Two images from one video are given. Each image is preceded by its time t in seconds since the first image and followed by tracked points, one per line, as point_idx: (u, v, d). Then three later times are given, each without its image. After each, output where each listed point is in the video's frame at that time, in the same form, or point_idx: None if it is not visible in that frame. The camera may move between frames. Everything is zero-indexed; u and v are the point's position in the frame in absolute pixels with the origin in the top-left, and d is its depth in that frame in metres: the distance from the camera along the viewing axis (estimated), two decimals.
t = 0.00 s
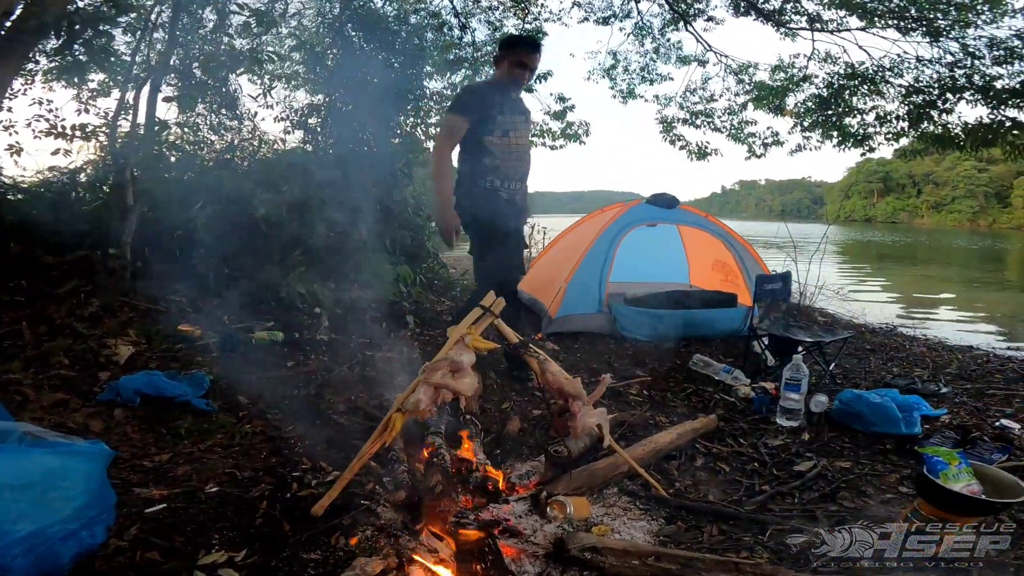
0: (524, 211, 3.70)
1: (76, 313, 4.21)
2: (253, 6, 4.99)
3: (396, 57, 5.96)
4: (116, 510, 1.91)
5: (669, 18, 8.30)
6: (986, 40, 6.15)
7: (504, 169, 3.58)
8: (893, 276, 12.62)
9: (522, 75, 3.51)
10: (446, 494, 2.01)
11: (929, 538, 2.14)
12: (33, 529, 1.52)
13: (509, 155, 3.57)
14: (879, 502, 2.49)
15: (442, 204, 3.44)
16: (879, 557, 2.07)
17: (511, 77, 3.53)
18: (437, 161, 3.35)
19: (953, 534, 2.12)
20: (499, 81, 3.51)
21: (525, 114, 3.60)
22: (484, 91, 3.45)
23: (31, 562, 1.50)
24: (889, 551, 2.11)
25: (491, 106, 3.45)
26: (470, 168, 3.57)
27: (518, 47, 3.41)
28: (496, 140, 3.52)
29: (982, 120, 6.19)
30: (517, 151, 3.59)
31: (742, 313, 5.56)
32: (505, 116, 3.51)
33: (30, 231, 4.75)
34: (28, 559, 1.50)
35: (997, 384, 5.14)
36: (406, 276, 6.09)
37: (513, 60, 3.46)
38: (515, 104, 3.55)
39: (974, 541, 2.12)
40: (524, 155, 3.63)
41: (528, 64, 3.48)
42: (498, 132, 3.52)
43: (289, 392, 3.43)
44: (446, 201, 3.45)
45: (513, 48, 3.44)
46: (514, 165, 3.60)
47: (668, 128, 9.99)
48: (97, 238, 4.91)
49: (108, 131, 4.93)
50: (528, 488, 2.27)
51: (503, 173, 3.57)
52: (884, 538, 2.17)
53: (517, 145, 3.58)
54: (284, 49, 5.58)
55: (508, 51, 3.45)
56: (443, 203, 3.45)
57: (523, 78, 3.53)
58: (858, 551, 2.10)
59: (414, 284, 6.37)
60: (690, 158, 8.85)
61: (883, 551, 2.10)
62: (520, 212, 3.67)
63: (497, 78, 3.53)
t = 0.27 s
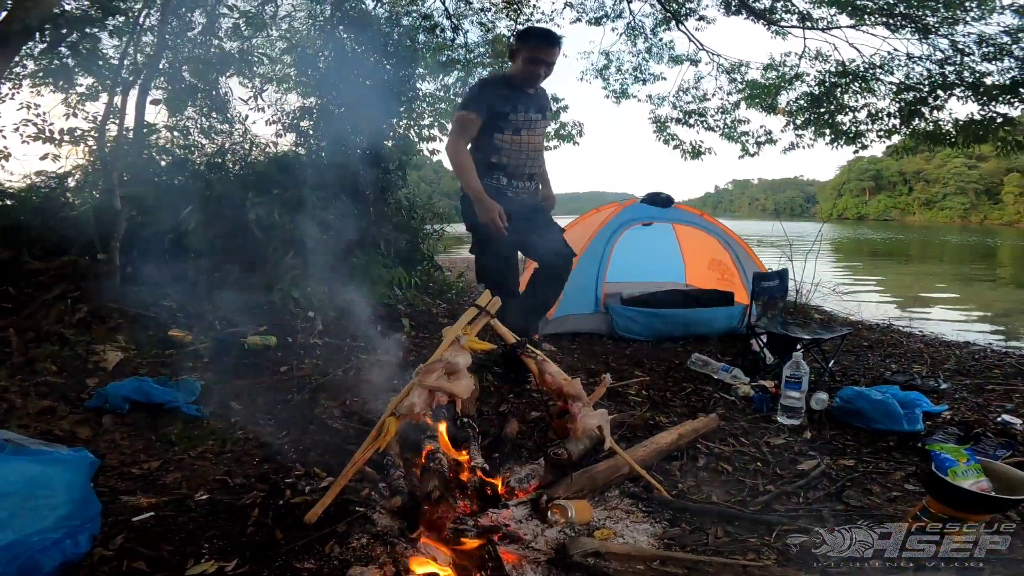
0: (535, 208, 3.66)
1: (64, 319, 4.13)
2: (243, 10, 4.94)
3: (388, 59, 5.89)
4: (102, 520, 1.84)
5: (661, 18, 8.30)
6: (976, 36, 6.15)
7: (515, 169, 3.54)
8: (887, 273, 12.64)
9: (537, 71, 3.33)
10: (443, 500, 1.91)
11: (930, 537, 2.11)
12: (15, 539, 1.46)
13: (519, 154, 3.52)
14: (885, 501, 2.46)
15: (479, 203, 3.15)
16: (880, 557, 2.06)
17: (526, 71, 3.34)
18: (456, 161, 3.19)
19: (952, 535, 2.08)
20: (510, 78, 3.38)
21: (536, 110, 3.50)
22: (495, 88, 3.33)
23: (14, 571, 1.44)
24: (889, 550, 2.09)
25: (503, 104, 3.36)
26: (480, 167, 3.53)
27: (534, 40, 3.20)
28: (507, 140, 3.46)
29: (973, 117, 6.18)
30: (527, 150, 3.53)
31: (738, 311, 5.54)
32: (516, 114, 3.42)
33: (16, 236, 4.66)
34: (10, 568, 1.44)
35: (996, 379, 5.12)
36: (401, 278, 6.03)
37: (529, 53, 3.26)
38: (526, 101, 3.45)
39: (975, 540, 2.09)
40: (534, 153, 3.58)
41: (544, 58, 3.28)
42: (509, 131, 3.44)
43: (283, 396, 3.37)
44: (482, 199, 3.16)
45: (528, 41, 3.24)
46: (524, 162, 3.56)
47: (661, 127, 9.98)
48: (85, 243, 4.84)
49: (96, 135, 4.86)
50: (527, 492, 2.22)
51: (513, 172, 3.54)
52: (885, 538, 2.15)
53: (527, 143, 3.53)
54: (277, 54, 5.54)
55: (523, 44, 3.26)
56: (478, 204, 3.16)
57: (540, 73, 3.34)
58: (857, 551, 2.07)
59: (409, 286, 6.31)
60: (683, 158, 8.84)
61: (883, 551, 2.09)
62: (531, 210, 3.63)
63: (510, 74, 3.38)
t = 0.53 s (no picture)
0: (545, 210, 3.55)
1: (57, 315, 4.09)
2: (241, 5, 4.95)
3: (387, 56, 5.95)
4: (92, 517, 1.80)
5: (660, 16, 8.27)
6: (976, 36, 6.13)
7: (522, 167, 3.47)
8: (885, 272, 12.64)
9: (552, 70, 3.23)
10: (441, 497, 1.88)
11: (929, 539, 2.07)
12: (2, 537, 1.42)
13: (529, 153, 3.44)
14: (887, 499, 2.45)
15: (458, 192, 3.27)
16: (879, 557, 2.04)
17: (544, 70, 3.24)
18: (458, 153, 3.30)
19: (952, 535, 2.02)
20: (525, 77, 3.34)
21: (553, 111, 3.40)
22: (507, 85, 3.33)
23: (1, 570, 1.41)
24: (889, 550, 2.08)
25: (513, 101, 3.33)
26: (487, 162, 3.55)
27: (548, 39, 3.10)
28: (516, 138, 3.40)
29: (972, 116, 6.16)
30: (537, 150, 3.45)
31: (736, 309, 5.51)
32: (528, 112, 3.37)
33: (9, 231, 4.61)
34: None
35: (995, 377, 5.11)
36: (399, 275, 5.99)
37: (544, 51, 3.17)
38: (541, 100, 3.37)
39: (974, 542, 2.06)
40: (547, 153, 3.48)
41: (559, 57, 3.17)
42: (519, 128, 3.39)
43: (278, 393, 3.33)
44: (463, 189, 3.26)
45: (543, 39, 3.15)
46: (536, 162, 3.48)
47: (659, 126, 9.95)
48: (79, 239, 4.79)
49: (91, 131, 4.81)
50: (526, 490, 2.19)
51: (520, 171, 3.48)
52: (884, 538, 2.13)
53: (539, 143, 3.44)
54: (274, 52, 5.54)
55: (539, 42, 3.18)
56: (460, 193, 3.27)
57: (556, 72, 3.23)
58: (858, 552, 2.06)
59: (407, 283, 6.28)
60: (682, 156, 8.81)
61: (882, 551, 2.08)
62: (540, 211, 3.54)
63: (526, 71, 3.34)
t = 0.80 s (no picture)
0: (550, 216, 3.53)
1: (56, 319, 4.07)
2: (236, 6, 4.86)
3: (384, 57, 5.96)
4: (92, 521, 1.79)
5: (657, 17, 8.27)
6: (972, 34, 6.13)
7: (527, 171, 3.47)
8: (883, 271, 12.64)
9: (558, 77, 3.18)
10: (442, 500, 1.87)
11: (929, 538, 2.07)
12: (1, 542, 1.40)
13: (534, 158, 3.44)
14: (890, 497, 2.44)
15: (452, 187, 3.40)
16: (880, 557, 2.02)
17: (553, 76, 3.20)
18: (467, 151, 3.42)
19: (952, 535, 2.04)
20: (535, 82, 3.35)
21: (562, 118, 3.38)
22: (516, 90, 3.36)
23: None
24: (890, 550, 2.05)
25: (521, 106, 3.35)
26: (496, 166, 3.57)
27: (555, 45, 3.06)
28: (522, 143, 3.41)
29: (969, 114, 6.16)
30: (543, 156, 3.43)
31: (736, 309, 5.49)
32: (533, 118, 3.36)
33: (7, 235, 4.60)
34: None
35: (995, 375, 5.12)
36: (398, 276, 5.97)
37: (552, 57, 3.14)
38: (549, 107, 3.36)
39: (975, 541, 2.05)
40: (553, 159, 3.45)
41: (566, 64, 3.13)
42: (525, 134, 3.39)
43: (278, 396, 3.32)
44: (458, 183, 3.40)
45: (552, 46, 3.11)
46: (543, 167, 3.46)
47: (657, 126, 9.95)
48: (77, 242, 4.77)
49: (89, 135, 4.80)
50: (528, 492, 2.18)
51: (525, 176, 3.48)
52: (884, 538, 2.11)
53: (545, 149, 3.42)
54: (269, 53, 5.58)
55: (548, 48, 3.15)
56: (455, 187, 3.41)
57: (563, 79, 3.19)
58: (858, 552, 2.03)
59: (406, 284, 6.26)
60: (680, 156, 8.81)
61: (882, 551, 2.05)
62: (545, 217, 3.53)
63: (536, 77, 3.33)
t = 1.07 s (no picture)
0: (555, 217, 3.51)
1: (56, 317, 4.05)
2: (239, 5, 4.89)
3: (387, 56, 5.94)
4: (88, 521, 1.77)
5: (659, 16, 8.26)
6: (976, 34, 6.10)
7: (533, 174, 3.46)
8: (885, 272, 12.61)
9: (557, 80, 3.14)
10: (444, 500, 1.85)
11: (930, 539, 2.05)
12: None
13: (539, 160, 3.43)
14: (895, 498, 2.42)
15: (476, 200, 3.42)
16: (880, 558, 2.00)
17: (551, 78, 3.16)
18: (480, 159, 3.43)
19: (952, 535, 2.00)
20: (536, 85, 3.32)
21: (565, 119, 3.35)
22: (520, 92, 3.35)
23: None
24: (890, 551, 2.03)
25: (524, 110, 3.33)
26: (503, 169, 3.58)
27: (552, 50, 3.02)
28: (528, 146, 3.41)
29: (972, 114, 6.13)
30: (549, 157, 3.41)
31: (738, 309, 5.47)
32: (536, 122, 3.35)
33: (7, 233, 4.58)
34: None
35: (998, 376, 5.09)
36: (399, 275, 5.95)
37: (549, 61, 3.10)
38: (551, 109, 3.34)
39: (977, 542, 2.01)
40: (559, 161, 3.43)
41: (563, 67, 3.08)
42: (530, 137, 3.38)
43: (278, 395, 3.30)
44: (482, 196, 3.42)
45: (550, 49, 3.07)
46: (549, 169, 3.45)
47: (659, 126, 9.93)
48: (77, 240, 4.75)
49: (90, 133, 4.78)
50: (530, 493, 2.16)
51: (532, 178, 3.47)
52: (885, 538, 2.08)
53: (550, 151, 3.41)
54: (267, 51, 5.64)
55: (545, 51, 3.11)
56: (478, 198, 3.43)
57: (561, 82, 3.15)
58: (858, 552, 2.01)
59: (407, 283, 6.24)
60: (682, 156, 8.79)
61: (882, 551, 2.03)
62: (550, 217, 3.50)
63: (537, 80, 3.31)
